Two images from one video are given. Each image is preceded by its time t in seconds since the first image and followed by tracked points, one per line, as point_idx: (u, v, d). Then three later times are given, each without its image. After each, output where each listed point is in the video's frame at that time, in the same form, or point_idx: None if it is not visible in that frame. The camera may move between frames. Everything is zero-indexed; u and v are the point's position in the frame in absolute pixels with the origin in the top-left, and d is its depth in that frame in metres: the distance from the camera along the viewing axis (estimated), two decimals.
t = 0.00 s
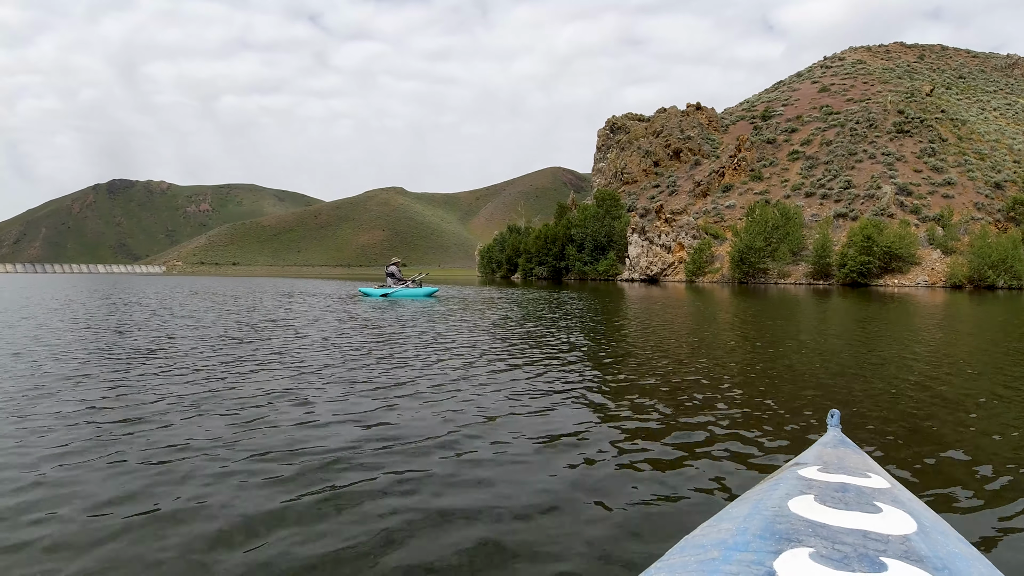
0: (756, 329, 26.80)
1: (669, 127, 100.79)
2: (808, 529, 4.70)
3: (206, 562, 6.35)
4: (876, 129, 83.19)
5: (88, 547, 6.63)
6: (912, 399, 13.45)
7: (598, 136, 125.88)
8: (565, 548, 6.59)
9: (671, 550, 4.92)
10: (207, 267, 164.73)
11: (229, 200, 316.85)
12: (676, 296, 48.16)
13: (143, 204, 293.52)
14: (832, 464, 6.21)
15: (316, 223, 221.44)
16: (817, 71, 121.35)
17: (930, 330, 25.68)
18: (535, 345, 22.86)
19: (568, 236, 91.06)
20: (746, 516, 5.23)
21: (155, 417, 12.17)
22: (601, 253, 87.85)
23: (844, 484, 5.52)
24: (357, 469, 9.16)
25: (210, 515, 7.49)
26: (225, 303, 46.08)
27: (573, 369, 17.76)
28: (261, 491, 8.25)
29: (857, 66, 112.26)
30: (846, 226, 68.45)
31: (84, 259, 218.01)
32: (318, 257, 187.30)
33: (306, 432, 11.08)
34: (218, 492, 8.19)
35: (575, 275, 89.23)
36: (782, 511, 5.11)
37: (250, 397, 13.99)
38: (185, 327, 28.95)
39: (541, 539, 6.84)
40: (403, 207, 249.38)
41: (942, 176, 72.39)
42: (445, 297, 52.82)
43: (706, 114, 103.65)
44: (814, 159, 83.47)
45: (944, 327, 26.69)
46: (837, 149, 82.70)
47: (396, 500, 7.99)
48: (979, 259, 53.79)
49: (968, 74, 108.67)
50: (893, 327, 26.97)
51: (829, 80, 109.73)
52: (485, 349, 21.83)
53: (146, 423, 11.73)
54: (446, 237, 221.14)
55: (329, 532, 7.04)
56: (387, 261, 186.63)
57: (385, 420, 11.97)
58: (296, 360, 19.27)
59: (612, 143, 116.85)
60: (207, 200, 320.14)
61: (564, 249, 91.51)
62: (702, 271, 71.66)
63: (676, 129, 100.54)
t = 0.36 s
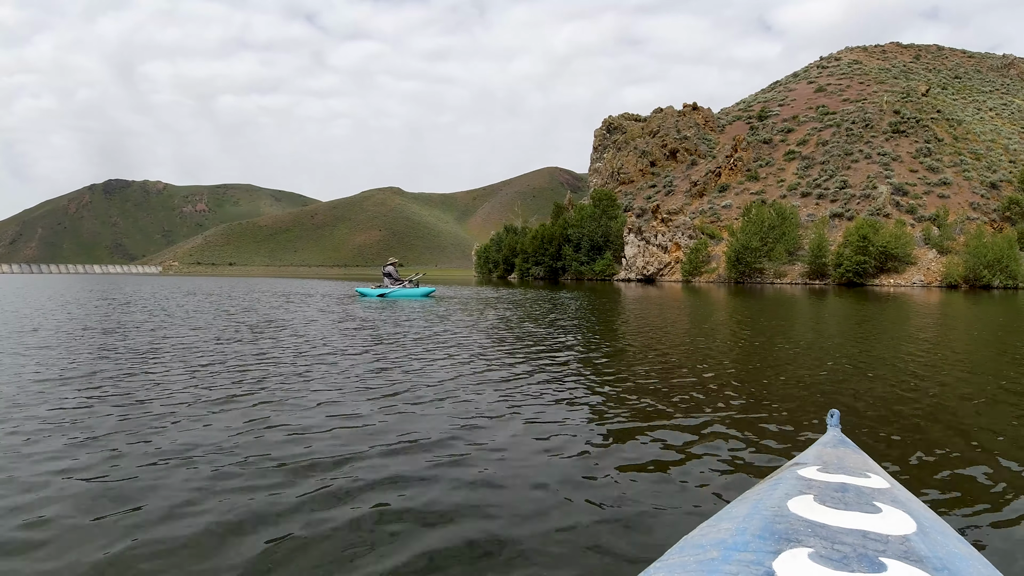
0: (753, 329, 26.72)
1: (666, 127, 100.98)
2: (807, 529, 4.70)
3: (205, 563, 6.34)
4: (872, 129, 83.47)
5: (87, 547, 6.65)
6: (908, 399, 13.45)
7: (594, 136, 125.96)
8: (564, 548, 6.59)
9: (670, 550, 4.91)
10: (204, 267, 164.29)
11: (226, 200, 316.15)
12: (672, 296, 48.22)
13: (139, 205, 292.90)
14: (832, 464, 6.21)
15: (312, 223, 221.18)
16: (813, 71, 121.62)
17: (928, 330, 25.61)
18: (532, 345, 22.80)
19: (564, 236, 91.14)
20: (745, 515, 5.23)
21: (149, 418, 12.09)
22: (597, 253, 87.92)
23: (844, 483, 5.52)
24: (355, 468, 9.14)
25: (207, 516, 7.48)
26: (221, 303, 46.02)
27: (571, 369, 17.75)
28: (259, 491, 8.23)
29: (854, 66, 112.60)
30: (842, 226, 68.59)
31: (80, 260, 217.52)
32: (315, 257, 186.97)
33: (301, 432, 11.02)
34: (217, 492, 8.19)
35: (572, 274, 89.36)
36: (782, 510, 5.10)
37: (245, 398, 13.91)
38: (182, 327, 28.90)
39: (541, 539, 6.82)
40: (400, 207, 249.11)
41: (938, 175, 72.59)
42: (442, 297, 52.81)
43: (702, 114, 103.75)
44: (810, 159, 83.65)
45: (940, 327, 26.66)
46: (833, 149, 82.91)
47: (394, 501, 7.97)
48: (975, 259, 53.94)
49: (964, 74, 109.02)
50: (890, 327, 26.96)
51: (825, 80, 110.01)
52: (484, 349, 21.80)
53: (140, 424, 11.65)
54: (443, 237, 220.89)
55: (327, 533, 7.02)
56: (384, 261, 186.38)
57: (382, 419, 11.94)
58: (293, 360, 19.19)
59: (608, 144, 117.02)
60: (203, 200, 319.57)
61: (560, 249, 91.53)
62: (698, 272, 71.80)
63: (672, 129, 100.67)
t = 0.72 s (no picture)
0: (748, 329, 26.63)
1: (663, 126, 101.04)
2: (807, 530, 4.68)
3: (204, 564, 6.32)
4: (868, 129, 83.69)
5: (85, 548, 6.62)
6: (907, 399, 13.42)
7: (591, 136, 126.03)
8: (562, 549, 6.56)
9: (670, 550, 4.89)
10: (201, 267, 163.87)
11: (222, 200, 315.40)
12: (668, 296, 48.19)
13: (135, 205, 292.11)
14: (833, 464, 6.20)
15: (309, 223, 220.89)
16: (810, 71, 121.82)
17: (924, 330, 25.54)
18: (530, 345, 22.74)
19: (561, 236, 91.14)
20: (746, 515, 5.21)
21: (142, 420, 11.94)
22: (594, 253, 87.83)
23: (844, 483, 5.53)
24: (353, 469, 9.11)
25: (201, 516, 7.43)
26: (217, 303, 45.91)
27: (570, 369, 17.71)
28: (258, 492, 8.21)
29: (850, 66, 112.85)
30: (838, 226, 68.75)
31: (77, 260, 217.12)
32: (312, 257, 186.66)
33: (295, 434, 10.92)
34: (215, 492, 8.17)
35: (569, 274, 89.42)
36: (782, 511, 5.09)
37: (238, 399, 13.75)
38: (177, 327, 28.80)
39: (539, 538, 6.81)
40: (397, 207, 248.88)
41: (934, 175, 72.76)
42: (439, 296, 52.78)
43: (699, 114, 103.79)
44: (807, 159, 83.77)
45: (937, 327, 26.58)
46: (829, 149, 83.07)
47: (393, 501, 7.94)
48: (971, 259, 54.09)
49: (960, 74, 109.33)
50: (886, 327, 26.86)
51: (821, 80, 110.20)
52: (482, 349, 21.75)
53: (131, 426, 11.47)
54: (440, 237, 220.70)
55: (324, 534, 6.99)
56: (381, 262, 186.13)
57: (381, 420, 11.91)
58: (289, 361, 19.02)
59: (605, 143, 117.12)
60: (199, 200, 319.30)
61: (557, 249, 91.56)
62: (695, 271, 71.80)
63: (669, 129, 100.68)
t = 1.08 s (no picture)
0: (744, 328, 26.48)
1: (659, 126, 101.13)
2: (807, 529, 4.67)
3: (200, 564, 6.28)
4: (864, 129, 83.92)
5: (82, 547, 6.59)
6: (904, 399, 13.36)
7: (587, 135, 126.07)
8: (559, 549, 6.52)
9: (669, 550, 4.88)
10: (197, 267, 163.51)
11: (219, 200, 314.75)
12: (664, 296, 48.19)
13: (131, 205, 291.28)
14: (832, 463, 6.21)
15: (306, 223, 220.71)
16: (806, 71, 122.03)
17: (920, 330, 25.42)
18: (528, 345, 22.62)
19: (558, 236, 91.17)
20: (745, 515, 5.20)
21: (136, 421, 11.80)
22: (590, 253, 87.88)
23: (844, 483, 5.52)
24: (351, 469, 9.09)
25: (196, 515, 7.39)
26: (213, 303, 45.79)
27: (568, 369, 17.63)
28: (256, 491, 8.19)
29: (846, 66, 113.10)
30: (834, 226, 68.89)
31: (73, 260, 216.96)
32: (309, 257, 186.34)
33: (290, 435, 10.80)
34: (213, 492, 8.16)
35: (565, 274, 89.50)
36: (781, 510, 5.09)
37: (234, 400, 13.63)
38: (173, 327, 28.75)
39: (537, 538, 6.78)
40: (394, 208, 248.60)
41: (930, 175, 72.92)
42: (437, 296, 52.69)
43: (695, 114, 103.94)
44: (802, 159, 83.94)
45: (933, 327, 26.39)
46: (825, 149, 83.23)
47: (390, 500, 7.93)
48: (966, 259, 54.26)
49: (956, 74, 109.59)
50: (882, 327, 26.59)
51: (817, 80, 110.40)
52: (480, 349, 21.62)
53: (127, 426, 11.40)
54: (437, 237, 220.49)
55: (320, 534, 6.95)
56: (378, 262, 185.84)
57: (379, 420, 11.87)
58: (286, 362, 18.89)
59: (602, 143, 117.19)
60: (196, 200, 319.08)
61: (554, 249, 91.69)
62: (692, 271, 71.87)
63: (666, 128, 100.77)
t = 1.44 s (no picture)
0: (743, 328, 26.42)
1: (658, 126, 101.23)
2: (807, 528, 4.70)
3: (203, 563, 6.30)
4: (862, 129, 84.01)
5: (84, 547, 6.61)
6: (900, 399, 13.35)
7: (586, 135, 126.11)
8: (560, 549, 6.53)
9: (670, 549, 4.89)
10: (196, 267, 163.54)
11: (217, 200, 314.43)
12: (662, 295, 48.27)
13: (130, 205, 291.04)
14: (833, 463, 6.22)
15: (304, 223, 220.59)
16: (804, 71, 122.19)
17: (919, 330, 25.35)
18: (529, 345, 22.60)
19: (557, 236, 91.27)
20: (746, 514, 5.22)
21: (131, 423, 11.73)
22: (589, 253, 87.94)
23: (845, 482, 5.54)
24: (353, 468, 9.12)
25: (198, 515, 7.41)
26: (214, 303, 45.81)
27: (569, 369, 17.60)
28: (258, 490, 8.22)
29: (844, 66, 113.25)
30: (833, 225, 68.99)
31: (72, 260, 216.98)
32: (308, 257, 186.25)
33: (288, 435, 10.78)
34: (214, 491, 8.18)
35: (564, 274, 89.58)
36: (782, 510, 5.11)
37: (236, 400, 13.64)
38: (172, 327, 28.77)
39: (539, 539, 6.81)
40: (393, 207, 248.45)
41: (928, 175, 73.08)
42: (436, 296, 52.74)
43: (694, 114, 104.06)
44: (801, 159, 84.05)
45: (930, 327, 26.29)
46: (824, 149, 83.34)
47: (392, 500, 7.96)
48: (964, 259, 54.39)
49: (954, 74, 109.77)
50: (879, 328, 26.46)
51: (815, 80, 110.56)
52: (481, 349, 21.60)
53: (129, 426, 11.41)
54: (436, 237, 220.43)
55: (320, 534, 6.95)
56: (377, 262, 185.77)
57: (380, 420, 11.88)
58: (283, 362, 18.84)
59: (600, 143, 117.27)
60: (195, 200, 319.05)
61: (553, 248, 91.82)
62: (690, 271, 71.95)
63: (664, 128, 100.85)
